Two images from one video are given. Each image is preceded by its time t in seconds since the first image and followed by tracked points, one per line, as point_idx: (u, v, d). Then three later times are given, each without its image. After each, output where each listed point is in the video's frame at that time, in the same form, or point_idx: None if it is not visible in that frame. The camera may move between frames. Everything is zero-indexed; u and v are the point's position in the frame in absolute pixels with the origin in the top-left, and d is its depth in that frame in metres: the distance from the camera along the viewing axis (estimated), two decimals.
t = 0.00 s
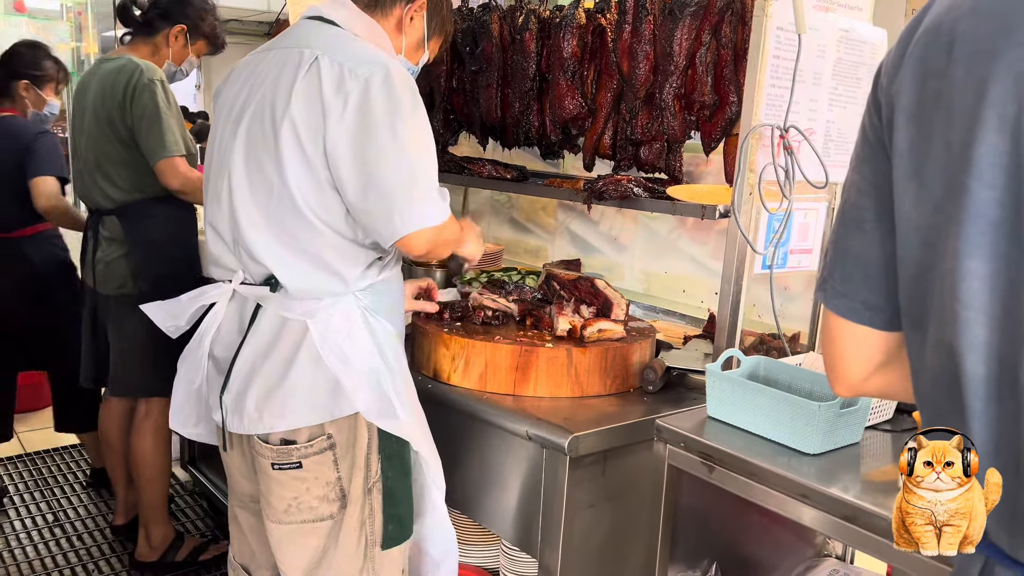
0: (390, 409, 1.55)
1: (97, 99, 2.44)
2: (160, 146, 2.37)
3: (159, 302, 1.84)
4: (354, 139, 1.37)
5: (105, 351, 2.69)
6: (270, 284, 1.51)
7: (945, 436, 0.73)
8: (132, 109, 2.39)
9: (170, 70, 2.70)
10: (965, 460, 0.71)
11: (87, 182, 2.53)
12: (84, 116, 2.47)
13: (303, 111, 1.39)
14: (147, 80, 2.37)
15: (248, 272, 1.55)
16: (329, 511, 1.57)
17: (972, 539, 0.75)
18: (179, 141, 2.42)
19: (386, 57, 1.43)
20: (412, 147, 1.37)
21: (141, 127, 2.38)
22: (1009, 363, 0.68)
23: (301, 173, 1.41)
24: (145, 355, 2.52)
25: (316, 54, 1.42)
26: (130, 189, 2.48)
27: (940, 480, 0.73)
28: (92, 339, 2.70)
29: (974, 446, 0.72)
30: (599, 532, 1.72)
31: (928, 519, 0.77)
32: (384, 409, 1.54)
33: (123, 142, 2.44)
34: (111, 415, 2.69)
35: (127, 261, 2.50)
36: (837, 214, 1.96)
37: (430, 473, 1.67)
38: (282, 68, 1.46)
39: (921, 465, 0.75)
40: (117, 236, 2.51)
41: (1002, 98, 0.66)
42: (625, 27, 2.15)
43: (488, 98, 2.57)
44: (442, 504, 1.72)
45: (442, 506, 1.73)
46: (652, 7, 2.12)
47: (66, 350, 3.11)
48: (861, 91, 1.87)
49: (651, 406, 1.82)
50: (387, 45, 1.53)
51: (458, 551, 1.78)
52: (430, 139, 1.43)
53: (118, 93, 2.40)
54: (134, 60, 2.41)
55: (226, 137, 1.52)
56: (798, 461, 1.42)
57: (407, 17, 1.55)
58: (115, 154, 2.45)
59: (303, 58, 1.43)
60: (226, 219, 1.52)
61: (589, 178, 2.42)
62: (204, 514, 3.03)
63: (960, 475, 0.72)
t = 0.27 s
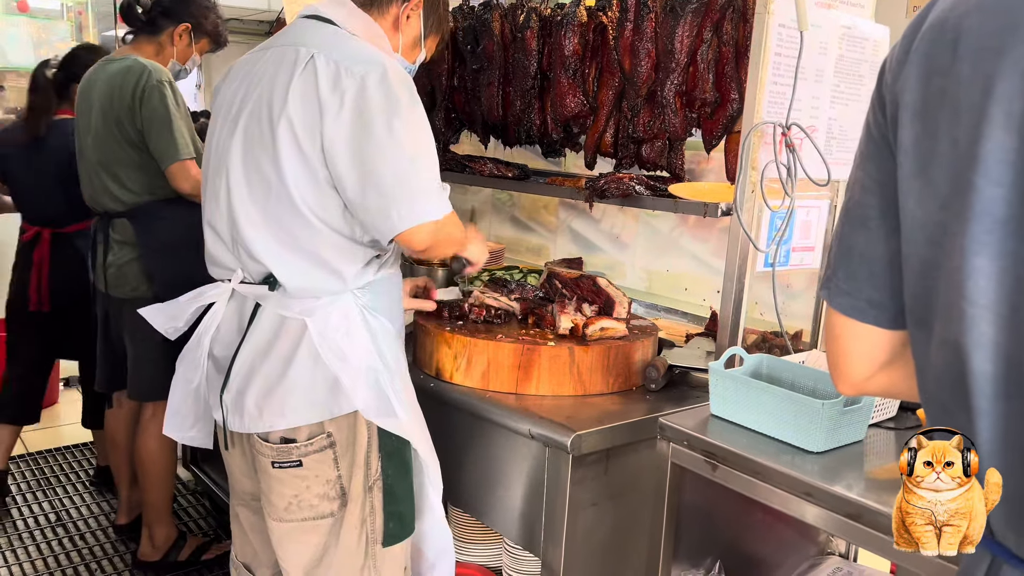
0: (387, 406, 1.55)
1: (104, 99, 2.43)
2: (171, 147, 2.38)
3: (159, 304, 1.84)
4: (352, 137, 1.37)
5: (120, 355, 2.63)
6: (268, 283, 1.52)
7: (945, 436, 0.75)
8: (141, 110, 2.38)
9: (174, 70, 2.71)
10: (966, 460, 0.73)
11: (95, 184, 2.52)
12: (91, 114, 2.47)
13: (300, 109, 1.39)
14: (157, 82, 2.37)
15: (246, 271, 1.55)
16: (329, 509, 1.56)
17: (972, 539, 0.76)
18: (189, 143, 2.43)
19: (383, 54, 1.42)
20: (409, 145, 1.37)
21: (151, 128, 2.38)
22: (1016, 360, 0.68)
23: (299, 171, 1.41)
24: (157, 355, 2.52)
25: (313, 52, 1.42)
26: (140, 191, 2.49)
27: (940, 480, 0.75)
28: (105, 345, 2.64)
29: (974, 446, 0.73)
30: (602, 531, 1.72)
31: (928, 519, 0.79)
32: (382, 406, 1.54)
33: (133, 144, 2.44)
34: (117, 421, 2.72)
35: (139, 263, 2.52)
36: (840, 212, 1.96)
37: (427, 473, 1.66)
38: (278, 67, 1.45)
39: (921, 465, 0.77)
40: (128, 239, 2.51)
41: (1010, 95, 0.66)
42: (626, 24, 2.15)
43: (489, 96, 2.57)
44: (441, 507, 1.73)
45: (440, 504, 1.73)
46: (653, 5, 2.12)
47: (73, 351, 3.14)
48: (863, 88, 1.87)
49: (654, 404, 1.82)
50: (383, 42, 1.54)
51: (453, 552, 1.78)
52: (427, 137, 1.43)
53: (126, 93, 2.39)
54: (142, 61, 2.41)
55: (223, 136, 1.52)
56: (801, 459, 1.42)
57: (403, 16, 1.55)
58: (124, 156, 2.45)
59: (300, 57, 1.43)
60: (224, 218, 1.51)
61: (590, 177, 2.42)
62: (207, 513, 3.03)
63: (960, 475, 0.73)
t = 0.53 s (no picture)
0: (386, 404, 1.55)
1: (110, 100, 2.43)
2: (179, 147, 2.38)
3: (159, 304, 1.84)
4: (350, 135, 1.37)
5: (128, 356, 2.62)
6: (268, 282, 1.51)
7: (945, 436, 0.75)
8: (148, 110, 2.39)
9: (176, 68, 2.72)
10: (965, 460, 0.73)
11: (99, 185, 2.52)
12: (97, 116, 2.47)
13: (298, 107, 1.39)
14: (164, 83, 2.38)
15: (246, 270, 1.55)
16: (328, 507, 1.57)
17: (972, 539, 0.76)
18: (197, 143, 2.43)
19: (381, 54, 1.42)
20: (406, 143, 1.36)
21: (158, 128, 2.39)
22: (1019, 360, 0.68)
23: (297, 169, 1.41)
24: (165, 358, 2.52)
25: (312, 52, 1.42)
26: (146, 192, 2.49)
27: (940, 480, 0.75)
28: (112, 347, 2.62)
29: (974, 446, 0.73)
30: (604, 530, 1.71)
31: (928, 519, 0.79)
32: (382, 404, 1.54)
33: (139, 145, 2.45)
34: (121, 422, 2.74)
35: (146, 264, 2.53)
36: (841, 211, 1.95)
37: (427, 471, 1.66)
38: (277, 66, 1.46)
39: (921, 465, 0.76)
40: (134, 240, 2.52)
41: (1013, 94, 0.65)
42: (627, 23, 2.15)
43: (490, 95, 2.57)
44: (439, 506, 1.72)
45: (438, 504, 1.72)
46: (655, 3, 2.11)
47: (89, 344, 3.21)
48: (865, 86, 1.87)
49: (656, 403, 1.81)
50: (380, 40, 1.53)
51: (450, 552, 1.77)
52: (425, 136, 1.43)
53: (132, 94, 2.40)
54: (149, 62, 2.42)
55: (223, 135, 1.52)
56: (804, 458, 1.42)
57: (402, 15, 1.55)
58: (130, 156, 2.45)
59: (299, 56, 1.43)
60: (224, 218, 1.52)
61: (592, 176, 2.42)
62: (209, 513, 3.04)
63: (960, 475, 0.73)
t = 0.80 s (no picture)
0: (384, 402, 1.55)
1: (113, 98, 2.43)
2: (184, 145, 2.38)
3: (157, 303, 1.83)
4: (343, 133, 1.37)
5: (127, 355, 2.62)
6: (265, 281, 1.52)
7: (945, 436, 0.76)
8: (152, 108, 2.39)
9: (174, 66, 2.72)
10: (965, 460, 0.73)
11: (100, 184, 2.51)
12: (99, 114, 2.46)
13: (292, 105, 1.39)
14: (171, 83, 2.39)
15: (244, 268, 1.55)
16: (324, 505, 1.57)
17: (972, 539, 0.76)
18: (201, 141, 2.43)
19: (375, 51, 1.42)
20: (399, 140, 1.36)
21: (162, 126, 2.39)
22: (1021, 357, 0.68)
23: (292, 168, 1.41)
24: (165, 353, 2.51)
25: (305, 50, 1.42)
26: (149, 191, 2.49)
27: (940, 479, 0.76)
28: (111, 347, 2.63)
29: (974, 446, 0.74)
30: (606, 529, 1.71)
31: (928, 519, 0.79)
32: (379, 401, 1.54)
33: (143, 144, 2.44)
34: (120, 421, 2.70)
35: (149, 262, 2.53)
36: (843, 209, 1.95)
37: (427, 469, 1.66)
38: (272, 64, 1.46)
39: (921, 465, 0.77)
40: (134, 239, 2.52)
41: (1016, 92, 0.65)
42: (629, 21, 2.14)
43: (492, 94, 2.56)
44: (441, 502, 1.71)
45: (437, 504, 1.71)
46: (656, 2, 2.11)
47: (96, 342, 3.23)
48: (866, 85, 1.86)
49: (658, 402, 1.81)
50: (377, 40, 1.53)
51: (451, 550, 1.77)
52: (419, 132, 1.43)
53: (136, 92, 2.39)
54: (152, 61, 2.42)
55: (220, 134, 1.53)
56: (806, 457, 1.42)
57: (400, 14, 1.55)
58: (133, 154, 2.45)
59: (293, 54, 1.43)
60: (222, 217, 1.52)
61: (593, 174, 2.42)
62: (211, 512, 3.04)
63: (960, 475, 0.74)
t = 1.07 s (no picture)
0: (382, 400, 1.55)
1: (117, 95, 2.43)
2: (190, 141, 2.39)
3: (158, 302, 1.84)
4: (340, 132, 1.37)
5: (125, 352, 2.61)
6: (263, 281, 1.52)
7: (945, 436, 0.77)
8: (156, 105, 2.39)
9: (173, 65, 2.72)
10: (965, 460, 0.75)
11: (104, 183, 2.50)
12: (102, 112, 2.46)
13: (288, 105, 1.40)
14: (173, 78, 2.39)
15: (244, 268, 1.55)
16: (324, 503, 1.57)
17: (972, 539, 0.79)
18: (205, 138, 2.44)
19: (371, 50, 1.42)
20: (395, 140, 1.36)
21: (167, 123, 2.39)
22: None
23: (289, 168, 1.41)
24: (166, 354, 2.52)
25: (301, 50, 1.42)
26: (151, 188, 2.48)
27: (940, 480, 0.78)
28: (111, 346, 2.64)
29: (974, 446, 0.75)
30: (609, 528, 1.71)
31: (928, 519, 0.82)
32: (377, 399, 1.54)
33: (146, 141, 2.44)
34: (122, 420, 2.71)
35: (150, 261, 2.54)
36: (846, 209, 1.95)
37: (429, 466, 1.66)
38: (268, 65, 1.46)
39: (921, 466, 0.80)
40: (136, 238, 2.52)
41: (1019, 92, 0.65)
42: (631, 21, 2.14)
43: (493, 94, 2.56)
44: (442, 500, 1.71)
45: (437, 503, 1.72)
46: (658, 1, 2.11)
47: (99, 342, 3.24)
48: (868, 84, 1.86)
49: (660, 402, 1.81)
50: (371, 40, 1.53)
51: (457, 544, 1.77)
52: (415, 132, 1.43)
53: (140, 89, 2.40)
54: (155, 59, 2.43)
55: (218, 135, 1.53)
56: (809, 456, 1.42)
57: (395, 15, 1.55)
58: (136, 151, 2.44)
59: (289, 54, 1.43)
60: (220, 217, 1.52)
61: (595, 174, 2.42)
62: (214, 512, 3.04)
63: (961, 475, 0.76)
